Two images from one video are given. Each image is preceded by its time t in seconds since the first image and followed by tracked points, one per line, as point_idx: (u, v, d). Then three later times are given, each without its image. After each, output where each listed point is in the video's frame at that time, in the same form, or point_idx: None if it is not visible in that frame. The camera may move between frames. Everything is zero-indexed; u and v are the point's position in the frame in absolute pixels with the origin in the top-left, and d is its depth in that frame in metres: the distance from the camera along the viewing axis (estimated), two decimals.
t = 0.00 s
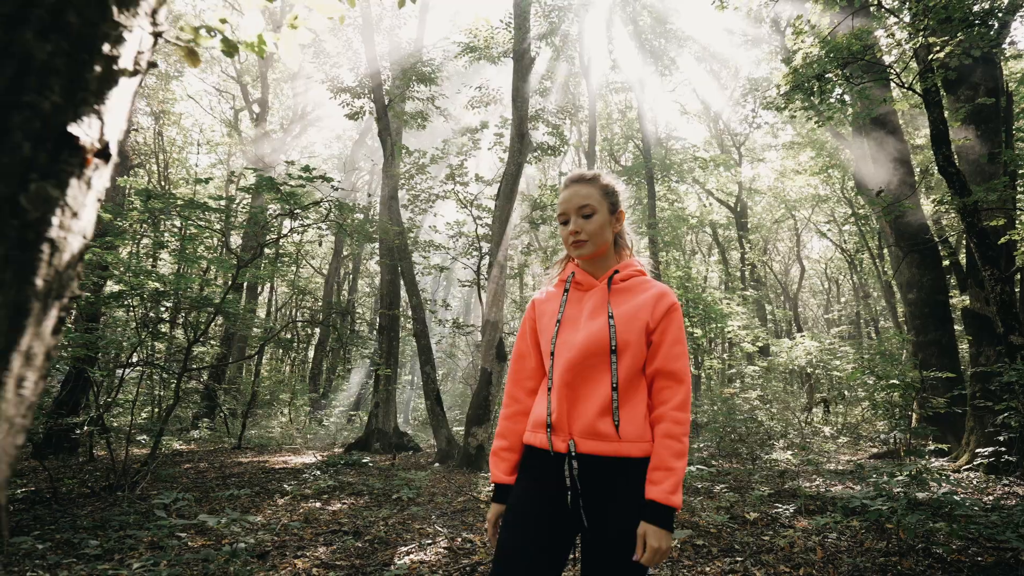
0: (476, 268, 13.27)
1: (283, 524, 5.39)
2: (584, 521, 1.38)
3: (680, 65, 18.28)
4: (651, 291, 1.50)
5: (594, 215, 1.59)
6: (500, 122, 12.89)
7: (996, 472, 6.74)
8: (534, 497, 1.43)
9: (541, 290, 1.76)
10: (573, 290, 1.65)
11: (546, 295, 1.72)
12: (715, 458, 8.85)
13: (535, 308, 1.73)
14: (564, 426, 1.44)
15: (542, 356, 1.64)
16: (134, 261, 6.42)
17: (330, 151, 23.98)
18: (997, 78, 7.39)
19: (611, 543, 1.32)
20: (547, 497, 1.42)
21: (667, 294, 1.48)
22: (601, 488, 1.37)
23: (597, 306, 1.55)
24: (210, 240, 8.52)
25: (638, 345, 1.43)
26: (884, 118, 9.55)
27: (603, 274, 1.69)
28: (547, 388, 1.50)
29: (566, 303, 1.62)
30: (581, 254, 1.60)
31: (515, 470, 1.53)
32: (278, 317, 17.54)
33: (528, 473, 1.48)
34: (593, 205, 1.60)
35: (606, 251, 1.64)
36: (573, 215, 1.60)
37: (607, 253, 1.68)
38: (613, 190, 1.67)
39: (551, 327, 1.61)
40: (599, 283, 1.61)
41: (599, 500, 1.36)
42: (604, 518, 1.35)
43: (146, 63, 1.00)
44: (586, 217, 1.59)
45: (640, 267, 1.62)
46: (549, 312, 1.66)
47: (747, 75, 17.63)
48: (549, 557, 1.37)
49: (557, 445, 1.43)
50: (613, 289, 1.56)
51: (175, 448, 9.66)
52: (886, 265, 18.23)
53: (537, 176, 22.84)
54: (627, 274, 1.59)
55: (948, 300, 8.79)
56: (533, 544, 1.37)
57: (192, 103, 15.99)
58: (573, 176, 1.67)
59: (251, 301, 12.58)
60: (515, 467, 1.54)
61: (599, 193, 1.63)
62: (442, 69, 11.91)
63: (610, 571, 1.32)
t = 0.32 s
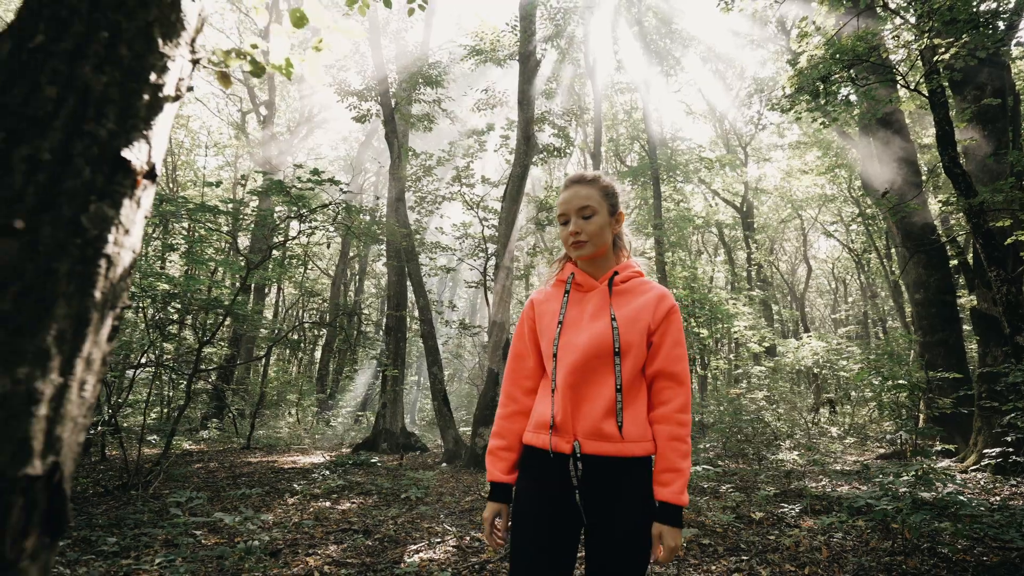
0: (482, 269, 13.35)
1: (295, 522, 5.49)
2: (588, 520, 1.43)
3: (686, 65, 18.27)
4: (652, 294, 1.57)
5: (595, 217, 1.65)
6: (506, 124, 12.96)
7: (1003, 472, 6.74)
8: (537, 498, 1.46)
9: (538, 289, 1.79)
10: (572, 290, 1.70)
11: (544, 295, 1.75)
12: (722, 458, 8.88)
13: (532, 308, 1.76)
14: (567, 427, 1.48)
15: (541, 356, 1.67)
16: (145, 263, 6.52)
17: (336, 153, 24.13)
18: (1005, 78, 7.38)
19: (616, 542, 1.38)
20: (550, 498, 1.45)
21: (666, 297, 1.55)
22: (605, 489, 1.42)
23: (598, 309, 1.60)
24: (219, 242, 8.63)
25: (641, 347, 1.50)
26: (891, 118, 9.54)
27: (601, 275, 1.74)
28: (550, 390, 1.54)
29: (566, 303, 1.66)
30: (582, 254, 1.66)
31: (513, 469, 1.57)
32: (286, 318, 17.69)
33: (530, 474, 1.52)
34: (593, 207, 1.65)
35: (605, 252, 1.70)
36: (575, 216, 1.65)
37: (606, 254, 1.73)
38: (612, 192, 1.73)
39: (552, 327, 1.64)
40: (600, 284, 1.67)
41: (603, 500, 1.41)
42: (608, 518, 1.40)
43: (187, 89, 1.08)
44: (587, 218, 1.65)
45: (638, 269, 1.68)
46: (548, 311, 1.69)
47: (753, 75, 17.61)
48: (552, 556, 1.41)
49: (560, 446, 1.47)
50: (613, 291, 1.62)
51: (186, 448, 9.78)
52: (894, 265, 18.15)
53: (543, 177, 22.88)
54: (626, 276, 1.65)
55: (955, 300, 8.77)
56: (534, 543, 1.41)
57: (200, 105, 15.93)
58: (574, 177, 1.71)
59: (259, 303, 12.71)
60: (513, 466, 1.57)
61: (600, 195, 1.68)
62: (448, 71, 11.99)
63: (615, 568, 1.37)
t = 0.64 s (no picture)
0: (487, 270, 13.42)
1: (305, 520, 5.56)
2: (590, 522, 1.46)
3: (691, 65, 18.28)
4: (652, 297, 1.63)
5: (594, 218, 1.69)
6: (511, 125, 13.02)
7: (1009, 472, 6.74)
8: (539, 502, 1.48)
9: (534, 290, 1.79)
10: (572, 292, 1.72)
11: (541, 296, 1.76)
12: (727, 458, 8.91)
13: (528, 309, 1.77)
14: (570, 430, 1.51)
15: (538, 359, 1.67)
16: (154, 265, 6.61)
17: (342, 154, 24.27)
18: (1010, 78, 7.37)
19: (619, 545, 1.42)
20: (553, 501, 1.48)
21: (666, 301, 1.62)
22: (608, 491, 1.46)
23: (599, 311, 1.64)
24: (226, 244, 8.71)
25: (643, 350, 1.55)
26: (896, 118, 9.54)
27: (598, 277, 1.78)
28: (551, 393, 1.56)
29: (567, 306, 1.68)
30: (580, 255, 1.69)
31: (509, 474, 1.58)
32: (292, 319, 17.81)
33: (530, 477, 1.54)
34: (594, 208, 1.70)
35: (602, 254, 1.75)
36: (576, 217, 1.69)
37: (604, 256, 1.78)
38: (611, 195, 1.78)
39: (551, 328, 1.66)
40: (599, 287, 1.71)
41: (605, 503, 1.45)
42: (612, 520, 1.44)
43: (216, 105, 1.13)
44: (588, 219, 1.69)
45: (635, 273, 1.74)
46: (545, 312, 1.70)
47: (758, 75, 17.61)
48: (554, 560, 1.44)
49: (563, 449, 1.50)
50: (614, 293, 1.66)
51: (194, 448, 9.88)
52: (900, 265, 18.10)
53: (547, 178, 22.91)
54: (625, 278, 1.70)
55: (961, 300, 8.77)
56: (535, 547, 1.44)
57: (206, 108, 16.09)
58: (575, 179, 1.75)
59: (265, 304, 12.83)
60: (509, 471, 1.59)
61: (600, 198, 1.73)
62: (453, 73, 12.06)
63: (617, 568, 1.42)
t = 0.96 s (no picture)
0: (491, 271, 13.47)
1: (312, 519, 5.64)
2: (590, 533, 1.48)
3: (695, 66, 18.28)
4: (650, 303, 1.67)
5: (589, 221, 1.73)
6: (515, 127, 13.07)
7: (1014, 472, 6.73)
8: (540, 513, 1.50)
9: (528, 296, 1.81)
10: (569, 298, 1.74)
11: (536, 302, 1.78)
12: (731, 458, 8.94)
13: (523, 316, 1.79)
14: (570, 439, 1.52)
15: (534, 367, 1.69)
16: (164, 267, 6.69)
17: (346, 156, 24.40)
18: (1015, 77, 7.35)
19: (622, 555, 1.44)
20: (555, 511, 1.50)
21: (664, 307, 1.67)
22: (610, 501, 1.48)
23: (597, 318, 1.67)
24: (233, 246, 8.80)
25: (642, 357, 1.59)
26: (899, 118, 9.55)
27: (592, 282, 1.82)
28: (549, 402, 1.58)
29: (564, 312, 1.71)
30: (574, 258, 1.73)
31: (505, 487, 1.61)
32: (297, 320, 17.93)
33: (531, 488, 1.55)
34: (590, 211, 1.74)
35: (598, 258, 1.78)
36: (574, 220, 1.73)
37: (599, 260, 1.82)
38: (606, 199, 1.82)
39: (549, 334, 1.68)
40: (597, 291, 1.73)
41: (607, 512, 1.47)
42: (614, 530, 1.46)
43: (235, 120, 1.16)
44: (583, 222, 1.73)
45: (631, 277, 1.78)
46: (542, 318, 1.73)
47: (762, 75, 17.60)
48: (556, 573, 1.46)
49: (563, 459, 1.51)
50: (611, 298, 1.70)
51: (201, 449, 9.98)
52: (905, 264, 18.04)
53: (551, 179, 22.97)
54: (621, 283, 1.74)
55: (965, 299, 8.76)
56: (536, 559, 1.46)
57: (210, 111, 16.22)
58: (571, 182, 1.79)
59: (271, 305, 12.94)
60: (506, 484, 1.61)
61: (596, 202, 1.78)
62: (457, 75, 12.12)
63: None
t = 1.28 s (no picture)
0: (496, 271, 13.53)
1: (319, 517, 5.72)
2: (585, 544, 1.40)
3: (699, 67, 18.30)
4: (647, 304, 1.64)
5: (581, 218, 1.74)
6: (519, 129, 13.15)
7: (1019, 473, 6.73)
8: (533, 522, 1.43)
9: (522, 297, 1.75)
10: (564, 296, 1.70)
11: (529, 302, 1.73)
12: (735, 458, 8.98)
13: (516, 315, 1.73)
14: (565, 442, 1.45)
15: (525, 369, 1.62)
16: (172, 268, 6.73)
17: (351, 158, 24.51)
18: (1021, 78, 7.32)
19: (618, 564, 1.39)
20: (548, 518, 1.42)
21: (661, 307, 1.64)
22: (608, 507, 1.41)
23: (593, 316, 1.62)
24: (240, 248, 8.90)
25: (641, 356, 1.55)
26: (903, 119, 9.55)
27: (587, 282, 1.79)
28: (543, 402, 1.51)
29: (559, 311, 1.65)
30: (567, 255, 1.74)
31: (495, 497, 1.53)
32: (303, 321, 18.06)
33: (522, 495, 1.48)
34: (582, 209, 1.76)
35: (591, 256, 1.77)
36: (566, 217, 1.74)
37: (593, 258, 1.80)
38: (599, 198, 1.83)
39: (542, 332, 1.62)
40: (593, 290, 1.70)
41: (605, 519, 1.40)
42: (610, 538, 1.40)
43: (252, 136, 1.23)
44: (576, 219, 1.74)
45: (626, 276, 1.76)
46: (535, 317, 1.68)
47: (766, 76, 17.60)
48: None
49: (557, 463, 1.44)
50: (607, 297, 1.67)
51: (209, 449, 10.10)
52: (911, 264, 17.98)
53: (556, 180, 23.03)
54: (617, 282, 1.71)
55: (970, 300, 8.75)
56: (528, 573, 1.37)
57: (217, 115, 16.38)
58: (566, 182, 1.81)
59: (277, 306, 13.06)
60: (494, 494, 1.53)
61: (590, 200, 1.78)
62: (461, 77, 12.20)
63: None
